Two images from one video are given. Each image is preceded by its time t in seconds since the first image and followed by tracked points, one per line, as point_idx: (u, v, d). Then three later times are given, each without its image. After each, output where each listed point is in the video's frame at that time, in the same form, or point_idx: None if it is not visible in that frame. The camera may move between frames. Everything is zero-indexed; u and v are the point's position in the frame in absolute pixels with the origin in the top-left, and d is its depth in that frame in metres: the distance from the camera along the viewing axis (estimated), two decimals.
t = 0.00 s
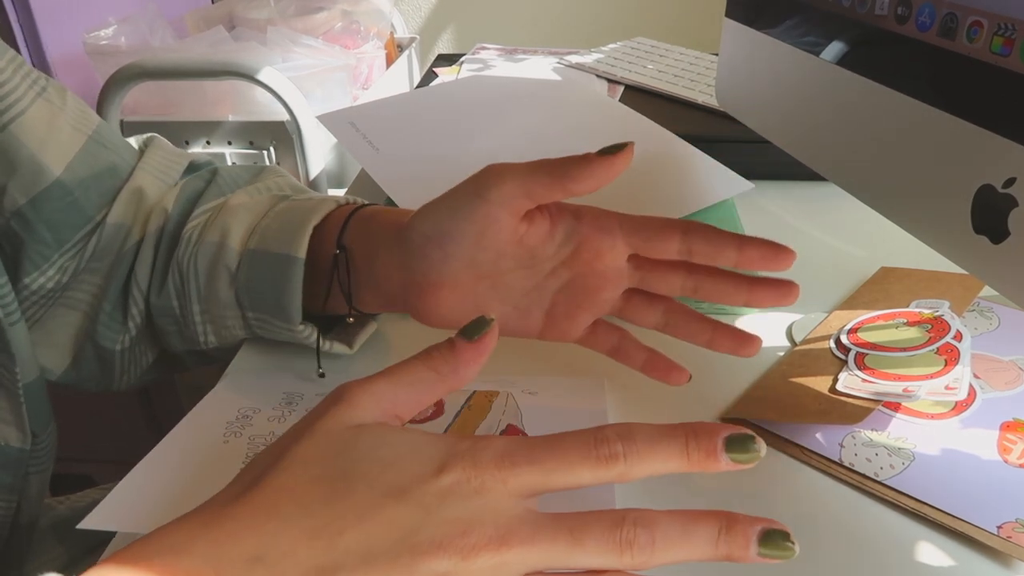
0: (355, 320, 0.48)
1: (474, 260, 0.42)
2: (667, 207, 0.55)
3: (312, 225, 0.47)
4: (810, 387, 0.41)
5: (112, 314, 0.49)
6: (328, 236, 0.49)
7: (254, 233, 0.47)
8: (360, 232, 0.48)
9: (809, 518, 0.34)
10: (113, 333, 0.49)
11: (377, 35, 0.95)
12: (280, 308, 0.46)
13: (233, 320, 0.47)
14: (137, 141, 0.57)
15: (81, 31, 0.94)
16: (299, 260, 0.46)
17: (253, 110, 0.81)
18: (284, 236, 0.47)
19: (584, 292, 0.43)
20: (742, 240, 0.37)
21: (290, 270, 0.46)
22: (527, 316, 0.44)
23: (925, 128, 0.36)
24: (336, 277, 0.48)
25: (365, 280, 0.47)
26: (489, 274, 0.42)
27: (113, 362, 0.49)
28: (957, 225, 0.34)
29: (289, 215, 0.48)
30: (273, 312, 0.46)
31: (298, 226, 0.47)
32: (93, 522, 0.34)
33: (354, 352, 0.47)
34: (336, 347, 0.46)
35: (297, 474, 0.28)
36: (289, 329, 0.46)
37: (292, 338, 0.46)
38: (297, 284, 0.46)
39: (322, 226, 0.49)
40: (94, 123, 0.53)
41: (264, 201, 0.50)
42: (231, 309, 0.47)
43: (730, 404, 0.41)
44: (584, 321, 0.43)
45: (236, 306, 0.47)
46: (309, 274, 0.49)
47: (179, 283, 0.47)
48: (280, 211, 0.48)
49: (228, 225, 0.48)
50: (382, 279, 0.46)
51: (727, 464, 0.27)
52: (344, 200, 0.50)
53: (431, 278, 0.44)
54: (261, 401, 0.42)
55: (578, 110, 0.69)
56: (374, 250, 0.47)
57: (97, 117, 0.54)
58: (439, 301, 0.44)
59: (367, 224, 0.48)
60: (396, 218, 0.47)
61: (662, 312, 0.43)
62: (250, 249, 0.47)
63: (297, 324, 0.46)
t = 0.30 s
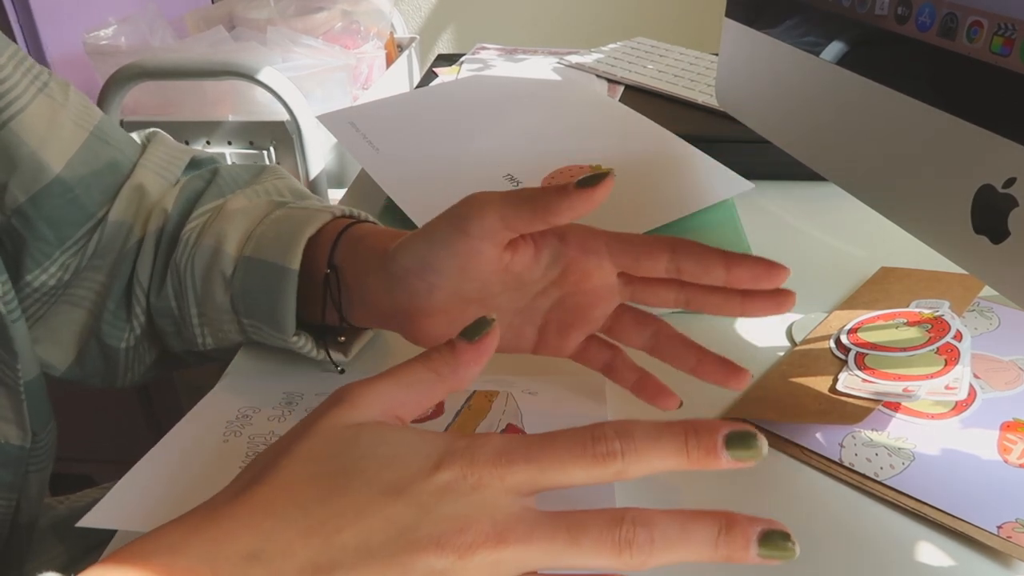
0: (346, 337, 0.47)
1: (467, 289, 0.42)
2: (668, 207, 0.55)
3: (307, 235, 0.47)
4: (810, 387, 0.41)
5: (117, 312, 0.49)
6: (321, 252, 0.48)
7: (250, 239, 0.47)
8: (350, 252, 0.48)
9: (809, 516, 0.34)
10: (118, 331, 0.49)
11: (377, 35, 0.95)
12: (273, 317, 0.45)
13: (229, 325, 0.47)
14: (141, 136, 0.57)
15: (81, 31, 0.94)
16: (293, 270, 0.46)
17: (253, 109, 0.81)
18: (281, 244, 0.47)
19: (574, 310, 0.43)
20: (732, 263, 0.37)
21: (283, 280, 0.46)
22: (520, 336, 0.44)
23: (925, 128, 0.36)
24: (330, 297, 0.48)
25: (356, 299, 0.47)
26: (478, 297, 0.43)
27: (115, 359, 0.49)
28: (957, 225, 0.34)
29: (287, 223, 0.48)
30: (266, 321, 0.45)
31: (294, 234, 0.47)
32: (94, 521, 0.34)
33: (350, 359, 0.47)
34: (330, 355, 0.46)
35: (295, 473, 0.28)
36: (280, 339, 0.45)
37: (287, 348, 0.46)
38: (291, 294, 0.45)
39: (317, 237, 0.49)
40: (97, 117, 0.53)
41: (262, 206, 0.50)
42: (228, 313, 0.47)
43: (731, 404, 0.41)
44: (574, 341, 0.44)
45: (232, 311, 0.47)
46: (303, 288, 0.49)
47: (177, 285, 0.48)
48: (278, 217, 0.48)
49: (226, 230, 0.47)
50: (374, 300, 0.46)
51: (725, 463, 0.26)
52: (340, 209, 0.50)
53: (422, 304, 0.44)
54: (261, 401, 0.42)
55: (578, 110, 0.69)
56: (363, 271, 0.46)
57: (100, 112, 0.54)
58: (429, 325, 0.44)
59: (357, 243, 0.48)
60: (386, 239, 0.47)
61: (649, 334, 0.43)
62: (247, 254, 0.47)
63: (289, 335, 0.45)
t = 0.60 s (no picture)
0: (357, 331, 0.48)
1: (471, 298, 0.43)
2: (668, 206, 0.55)
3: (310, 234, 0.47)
4: (810, 387, 0.41)
5: (115, 312, 0.49)
6: (328, 250, 0.48)
7: (253, 237, 0.47)
8: (359, 250, 0.47)
9: (809, 516, 0.34)
10: (116, 332, 0.49)
11: (377, 35, 0.95)
12: (276, 317, 0.45)
13: (231, 325, 0.47)
14: (136, 137, 0.56)
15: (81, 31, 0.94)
16: (297, 270, 0.46)
17: (253, 109, 0.81)
18: (282, 244, 0.47)
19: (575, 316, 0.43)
20: (710, 318, 0.37)
21: (287, 280, 0.46)
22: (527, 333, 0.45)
23: (925, 128, 0.36)
24: (338, 295, 0.48)
25: (369, 295, 0.47)
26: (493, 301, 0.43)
27: (115, 360, 0.49)
28: (957, 225, 0.34)
29: (289, 222, 0.48)
30: (270, 321, 0.46)
31: (297, 234, 0.47)
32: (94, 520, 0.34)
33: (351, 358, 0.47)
34: (331, 354, 0.46)
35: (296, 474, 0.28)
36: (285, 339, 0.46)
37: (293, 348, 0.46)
38: (295, 294, 0.46)
39: (324, 236, 0.48)
40: (93, 119, 0.53)
41: (263, 205, 0.50)
42: (230, 313, 0.47)
43: (731, 403, 0.41)
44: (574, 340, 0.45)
45: (234, 311, 0.47)
46: (308, 285, 0.49)
47: (177, 284, 0.48)
48: (280, 217, 0.48)
49: (227, 230, 0.47)
50: (385, 297, 0.47)
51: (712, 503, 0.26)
52: (341, 207, 0.50)
53: (435, 303, 0.45)
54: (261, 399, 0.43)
55: (578, 110, 0.69)
56: (375, 271, 0.46)
57: (96, 114, 0.54)
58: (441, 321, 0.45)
59: (367, 242, 0.47)
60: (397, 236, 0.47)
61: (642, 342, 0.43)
62: (248, 254, 0.47)
63: (292, 333, 0.45)
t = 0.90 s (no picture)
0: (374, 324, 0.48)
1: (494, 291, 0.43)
2: (668, 206, 0.55)
3: (323, 230, 0.47)
4: (810, 387, 0.41)
5: (107, 313, 0.49)
6: (345, 245, 0.48)
7: (262, 235, 0.48)
8: (378, 244, 0.47)
9: (808, 516, 0.34)
10: (107, 333, 0.49)
11: (377, 35, 0.95)
12: (291, 314, 0.46)
13: (238, 322, 0.47)
14: (129, 139, 0.56)
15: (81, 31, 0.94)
16: (313, 265, 0.46)
17: (253, 110, 0.81)
18: (293, 242, 0.47)
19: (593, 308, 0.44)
20: (737, 309, 0.39)
21: (300, 278, 0.46)
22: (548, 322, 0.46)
23: (925, 128, 0.36)
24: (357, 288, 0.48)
25: (391, 288, 0.48)
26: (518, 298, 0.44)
27: (106, 361, 0.49)
28: (957, 225, 0.34)
29: (298, 220, 0.48)
30: (283, 318, 0.46)
31: (308, 230, 0.47)
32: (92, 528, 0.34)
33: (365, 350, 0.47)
34: (347, 348, 0.46)
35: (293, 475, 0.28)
36: (300, 334, 0.46)
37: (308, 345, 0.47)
38: (309, 290, 0.46)
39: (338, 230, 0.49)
40: (85, 120, 0.53)
41: (270, 204, 0.50)
42: (238, 311, 0.47)
43: (732, 403, 0.41)
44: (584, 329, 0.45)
45: (242, 308, 0.47)
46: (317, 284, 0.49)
47: (180, 284, 0.47)
48: (288, 215, 0.48)
49: (234, 228, 0.48)
50: (408, 290, 0.47)
51: None
52: (350, 203, 0.50)
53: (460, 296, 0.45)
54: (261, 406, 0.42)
55: (579, 110, 0.69)
56: (398, 266, 0.47)
57: (88, 114, 0.54)
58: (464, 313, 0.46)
59: (387, 235, 0.48)
60: (419, 228, 0.47)
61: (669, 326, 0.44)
62: (259, 251, 0.47)
63: (307, 329, 0.46)
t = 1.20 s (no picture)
0: (379, 317, 0.48)
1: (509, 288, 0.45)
2: (669, 206, 0.55)
3: (333, 226, 0.48)
4: (810, 387, 0.41)
5: (104, 310, 0.48)
6: (354, 236, 0.49)
7: (270, 231, 0.48)
8: (389, 233, 0.48)
9: (809, 517, 0.34)
10: (102, 329, 0.48)
11: (377, 35, 0.95)
12: (298, 309, 0.46)
13: (241, 318, 0.47)
14: (128, 139, 0.56)
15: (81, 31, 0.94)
16: (322, 261, 0.47)
17: (253, 110, 0.81)
18: (302, 237, 0.47)
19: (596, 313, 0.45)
20: (755, 314, 0.41)
21: (309, 272, 0.46)
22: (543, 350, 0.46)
23: (925, 128, 0.36)
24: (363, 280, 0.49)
25: (396, 278, 0.48)
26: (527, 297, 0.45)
27: (102, 359, 0.49)
28: (957, 225, 0.34)
29: (307, 217, 0.48)
30: (289, 312, 0.46)
31: (317, 227, 0.48)
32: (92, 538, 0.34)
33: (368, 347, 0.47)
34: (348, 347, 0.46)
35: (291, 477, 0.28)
36: (305, 329, 0.46)
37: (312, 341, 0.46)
38: (318, 285, 0.46)
39: (348, 225, 0.50)
40: (85, 118, 0.53)
41: (277, 202, 0.50)
42: (242, 306, 0.47)
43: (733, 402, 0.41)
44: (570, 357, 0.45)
45: (247, 304, 0.47)
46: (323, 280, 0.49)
47: (184, 280, 0.47)
48: (296, 212, 0.49)
49: (243, 224, 0.48)
50: (414, 278, 0.48)
51: None
52: (358, 201, 0.51)
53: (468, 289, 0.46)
54: (261, 406, 0.42)
55: (578, 110, 0.69)
56: (406, 254, 0.48)
57: (87, 112, 0.53)
58: (465, 308, 0.47)
59: (400, 225, 0.49)
60: (434, 218, 0.48)
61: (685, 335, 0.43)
62: (267, 247, 0.47)
63: (314, 324, 0.45)
